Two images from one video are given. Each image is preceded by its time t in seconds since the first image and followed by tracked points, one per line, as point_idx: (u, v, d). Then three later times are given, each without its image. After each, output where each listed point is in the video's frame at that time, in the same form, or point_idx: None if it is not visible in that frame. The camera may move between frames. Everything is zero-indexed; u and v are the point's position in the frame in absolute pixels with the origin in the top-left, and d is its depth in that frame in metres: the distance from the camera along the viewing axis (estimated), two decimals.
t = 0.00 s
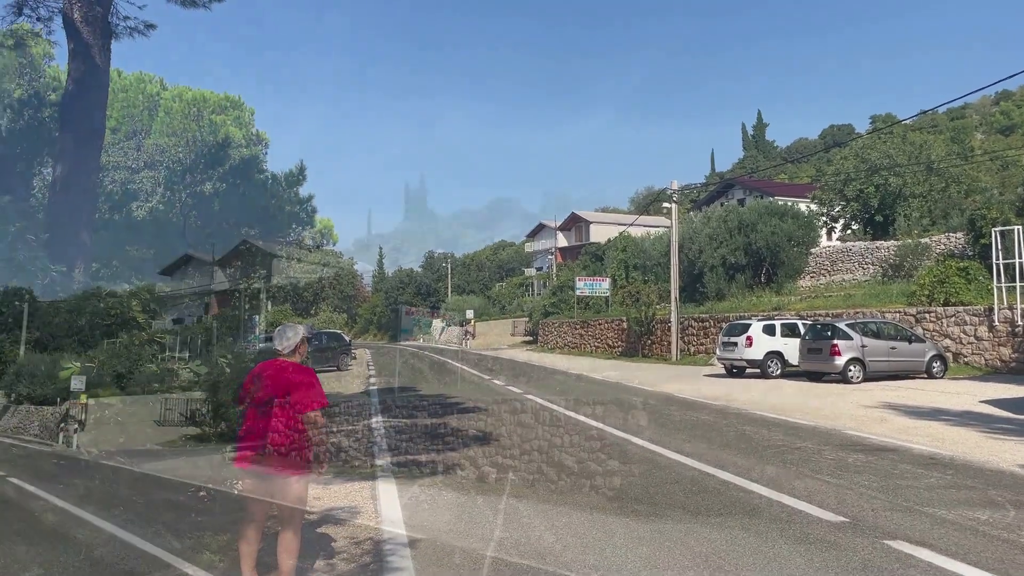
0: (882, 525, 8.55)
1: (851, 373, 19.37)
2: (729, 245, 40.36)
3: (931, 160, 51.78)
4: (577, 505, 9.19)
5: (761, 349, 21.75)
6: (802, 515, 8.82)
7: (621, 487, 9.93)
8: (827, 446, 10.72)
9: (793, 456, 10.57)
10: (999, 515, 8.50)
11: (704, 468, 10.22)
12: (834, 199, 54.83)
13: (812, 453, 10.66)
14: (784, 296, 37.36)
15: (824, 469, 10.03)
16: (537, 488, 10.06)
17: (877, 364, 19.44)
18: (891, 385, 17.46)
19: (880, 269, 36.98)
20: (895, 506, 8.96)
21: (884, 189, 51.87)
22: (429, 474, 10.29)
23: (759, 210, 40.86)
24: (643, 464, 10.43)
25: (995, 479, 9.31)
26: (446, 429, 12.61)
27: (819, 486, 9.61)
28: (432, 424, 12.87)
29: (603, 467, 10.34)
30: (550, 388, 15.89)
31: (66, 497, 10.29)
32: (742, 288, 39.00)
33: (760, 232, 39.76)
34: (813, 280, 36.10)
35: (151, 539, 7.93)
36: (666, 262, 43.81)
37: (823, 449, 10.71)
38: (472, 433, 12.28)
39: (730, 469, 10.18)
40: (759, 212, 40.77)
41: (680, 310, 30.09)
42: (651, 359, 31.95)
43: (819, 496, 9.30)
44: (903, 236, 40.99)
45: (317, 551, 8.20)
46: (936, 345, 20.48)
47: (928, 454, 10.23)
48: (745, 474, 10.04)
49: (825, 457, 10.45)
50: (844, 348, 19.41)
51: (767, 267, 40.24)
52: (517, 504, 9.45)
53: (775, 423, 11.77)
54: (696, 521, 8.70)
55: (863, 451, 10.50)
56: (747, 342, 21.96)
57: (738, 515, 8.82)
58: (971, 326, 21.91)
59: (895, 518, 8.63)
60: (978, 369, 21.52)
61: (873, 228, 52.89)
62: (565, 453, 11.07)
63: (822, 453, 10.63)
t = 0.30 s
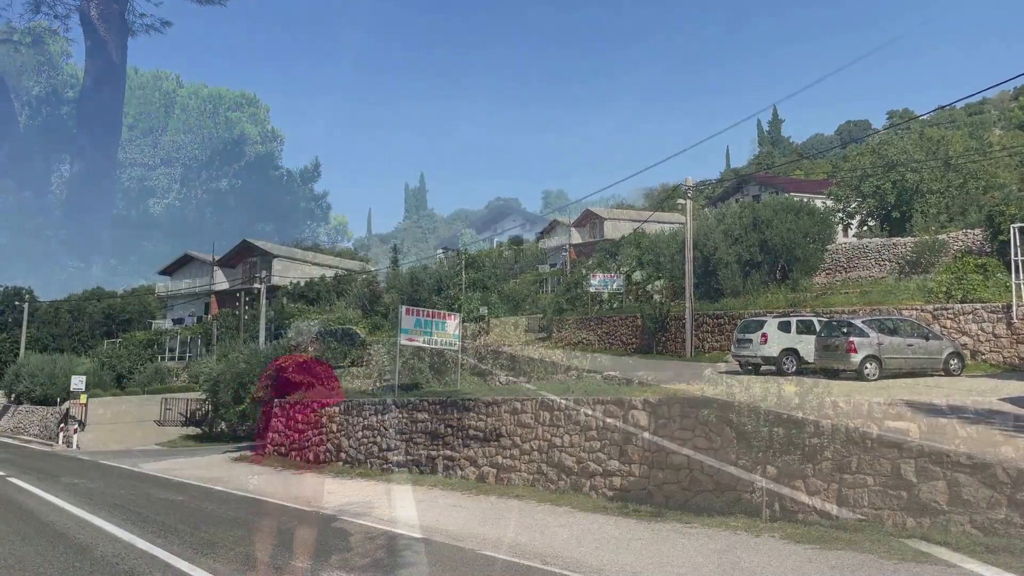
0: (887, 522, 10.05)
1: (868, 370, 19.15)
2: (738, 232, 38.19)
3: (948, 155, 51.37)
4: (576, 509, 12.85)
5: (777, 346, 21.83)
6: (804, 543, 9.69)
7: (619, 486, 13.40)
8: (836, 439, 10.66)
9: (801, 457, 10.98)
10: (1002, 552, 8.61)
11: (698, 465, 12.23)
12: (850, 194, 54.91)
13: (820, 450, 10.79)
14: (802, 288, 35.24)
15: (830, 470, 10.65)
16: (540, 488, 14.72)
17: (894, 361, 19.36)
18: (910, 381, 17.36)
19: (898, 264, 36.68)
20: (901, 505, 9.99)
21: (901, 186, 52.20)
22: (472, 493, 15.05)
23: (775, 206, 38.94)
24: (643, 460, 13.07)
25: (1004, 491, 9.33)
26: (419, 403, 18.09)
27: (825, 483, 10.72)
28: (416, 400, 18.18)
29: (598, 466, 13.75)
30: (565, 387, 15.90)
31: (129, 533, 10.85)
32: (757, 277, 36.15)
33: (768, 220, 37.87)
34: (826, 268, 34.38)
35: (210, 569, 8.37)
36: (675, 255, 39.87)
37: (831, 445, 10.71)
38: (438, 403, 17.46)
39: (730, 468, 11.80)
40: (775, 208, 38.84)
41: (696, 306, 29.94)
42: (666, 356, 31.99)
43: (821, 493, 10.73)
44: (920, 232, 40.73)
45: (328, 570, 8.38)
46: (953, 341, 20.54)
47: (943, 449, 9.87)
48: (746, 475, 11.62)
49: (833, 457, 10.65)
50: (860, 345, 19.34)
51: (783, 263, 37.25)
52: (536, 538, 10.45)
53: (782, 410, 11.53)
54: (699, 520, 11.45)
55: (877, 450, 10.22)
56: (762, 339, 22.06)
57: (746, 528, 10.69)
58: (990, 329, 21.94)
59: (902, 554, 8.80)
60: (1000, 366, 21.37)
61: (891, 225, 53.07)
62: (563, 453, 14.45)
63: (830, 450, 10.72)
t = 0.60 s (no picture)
0: (887, 521, 10.09)
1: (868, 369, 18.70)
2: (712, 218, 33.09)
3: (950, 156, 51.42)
4: (575, 508, 12.92)
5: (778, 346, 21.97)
6: (805, 542, 9.68)
7: (619, 484, 13.44)
8: (837, 437, 10.69)
9: (801, 455, 10.94)
10: (1000, 556, 8.54)
11: (699, 464, 12.25)
12: (852, 195, 54.97)
13: (820, 449, 10.86)
14: (819, 268, 30.96)
15: (831, 470, 10.75)
16: (541, 487, 14.76)
17: (894, 361, 19.41)
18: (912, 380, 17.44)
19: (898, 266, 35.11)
20: (901, 504, 10.03)
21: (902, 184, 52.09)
22: (473, 492, 15.08)
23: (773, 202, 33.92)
24: (643, 459, 13.11)
25: (1004, 489, 9.25)
26: (419, 402, 18.16)
27: (825, 482, 10.80)
28: (416, 400, 18.26)
29: (598, 465, 13.77)
30: (565, 387, 15.93)
31: (131, 533, 10.82)
32: (763, 275, 31.33)
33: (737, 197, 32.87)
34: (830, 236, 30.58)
35: (213, 568, 8.40)
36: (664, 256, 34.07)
37: (832, 444, 10.76)
38: (438, 401, 17.58)
39: (730, 467, 11.82)
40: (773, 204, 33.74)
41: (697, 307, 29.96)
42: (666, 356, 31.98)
43: (821, 492, 10.80)
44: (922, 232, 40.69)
45: (326, 568, 8.37)
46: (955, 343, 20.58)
47: (943, 445, 9.83)
48: (746, 473, 11.68)
49: (833, 455, 10.76)
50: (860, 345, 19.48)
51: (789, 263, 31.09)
52: (537, 537, 10.41)
53: (781, 407, 10.95)
54: (699, 519, 11.46)
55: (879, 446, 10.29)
56: (763, 339, 22.48)
57: (746, 527, 10.71)
58: (990, 322, 23.68)
59: (901, 554, 8.80)
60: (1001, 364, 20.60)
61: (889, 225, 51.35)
62: (563, 452, 14.45)
63: (830, 449, 10.81)
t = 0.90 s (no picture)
0: (888, 518, 10.11)
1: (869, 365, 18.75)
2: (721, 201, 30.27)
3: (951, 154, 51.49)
4: (577, 506, 12.93)
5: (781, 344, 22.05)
6: (807, 540, 9.71)
7: (620, 483, 13.47)
8: (839, 436, 10.75)
9: (803, 454, 10.98)
10: (1001, 553, 8.57)
11: (700, 462, 12.29)
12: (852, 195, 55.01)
13: (821, 447, 10.90)
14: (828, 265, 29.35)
15: (833, 468, 10.83)
16: (542, 486, 14.77)
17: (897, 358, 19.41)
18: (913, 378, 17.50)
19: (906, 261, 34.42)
20: (903, 501, 10.05)
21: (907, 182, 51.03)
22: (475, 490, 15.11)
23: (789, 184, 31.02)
24: (644, 458, 13.14)
25: (1005, 487, 9.22)
26: (421, 401, 18.20)
27: (827, 480, 10.86)
28: (418, 399, 18.29)
29: (600, 463, 13.79)
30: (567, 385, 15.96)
31: (133, 533, 10.81)
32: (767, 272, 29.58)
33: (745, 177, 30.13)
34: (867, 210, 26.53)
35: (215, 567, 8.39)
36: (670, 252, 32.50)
37: (833, 442, 10.81)
38: (440, 400, 17.61)
39: (732, 465, 11.87)
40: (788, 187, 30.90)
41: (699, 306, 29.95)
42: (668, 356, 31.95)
43: (822, 490, 10.87)
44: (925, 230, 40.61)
45: (328, 567, 8.36)
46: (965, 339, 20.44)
47: (943, 443, 9.84)
48: (747, 471, 11.74)
49: (835, 453, 10.84)
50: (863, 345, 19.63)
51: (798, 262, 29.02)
52: (540, 536, 10.43)
53: (783, 405, 10.97)
54: (701, 517, 11.46)
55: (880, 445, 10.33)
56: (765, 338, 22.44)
57: (748, 525, 10.73)
58: (986, 320, 25.46)
59: (903, 552, 8.82)
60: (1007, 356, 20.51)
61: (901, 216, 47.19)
62: (565, 451, 14.47)
63: (831, 448, 10.87)
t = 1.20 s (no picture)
0: (890, 516, 10.14)
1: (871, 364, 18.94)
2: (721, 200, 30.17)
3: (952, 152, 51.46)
4: (579, 504, 12.97)
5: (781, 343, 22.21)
6: (810, 537, 9.75)
7: (623, 481, 13.51)
8: (841, 434, 10.80)
9: (805, 452, 11.02)
10: (1004, 551, 8.60)
11: (702, 460, 12.33)
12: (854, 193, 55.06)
13: (823, 445, 10.94)
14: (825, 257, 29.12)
15: (835, 466, 10.86)
16: (545, 484, 14.81)
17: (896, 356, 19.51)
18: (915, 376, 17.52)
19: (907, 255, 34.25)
20: (906, 499, 10.07)
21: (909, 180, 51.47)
22: (477, 489, 15.16)
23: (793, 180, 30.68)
24: (647, 455, 13.17)
25: (1008, 484, 9.23)
26: (423, 400, 18.25)
27: (829, 477, 10.90)
28: (419, 398, 18.35)
29: (602, 461, 13.83)
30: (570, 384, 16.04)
31: (137, 533, 10.83)
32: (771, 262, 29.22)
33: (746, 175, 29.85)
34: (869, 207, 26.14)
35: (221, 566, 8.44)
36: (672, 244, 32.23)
37: (835, 440, 10.85)
38: (442, 400, 17.66)
39: (734, 463, 11.90)
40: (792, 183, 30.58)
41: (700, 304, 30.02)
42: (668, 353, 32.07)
43: (825, 488, 10.90)
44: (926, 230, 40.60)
45: (333, 567, 8.38)
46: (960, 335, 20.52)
47: (946, 441, 9.86)
48: (750, 469, 11.77)
49: (837, 451, 10.86)
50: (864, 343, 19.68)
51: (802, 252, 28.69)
52: (543, 534, 10.48)
53: (784, 404, 11.02)
54: (703, 515, 11.49)
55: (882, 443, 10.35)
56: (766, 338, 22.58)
57: (750, 523, 10.77)
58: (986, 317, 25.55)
59: (905, 550, 8.86)
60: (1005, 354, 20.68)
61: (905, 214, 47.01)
62: (567, 449, 14.51)
63: (834, 445, 10.91)
